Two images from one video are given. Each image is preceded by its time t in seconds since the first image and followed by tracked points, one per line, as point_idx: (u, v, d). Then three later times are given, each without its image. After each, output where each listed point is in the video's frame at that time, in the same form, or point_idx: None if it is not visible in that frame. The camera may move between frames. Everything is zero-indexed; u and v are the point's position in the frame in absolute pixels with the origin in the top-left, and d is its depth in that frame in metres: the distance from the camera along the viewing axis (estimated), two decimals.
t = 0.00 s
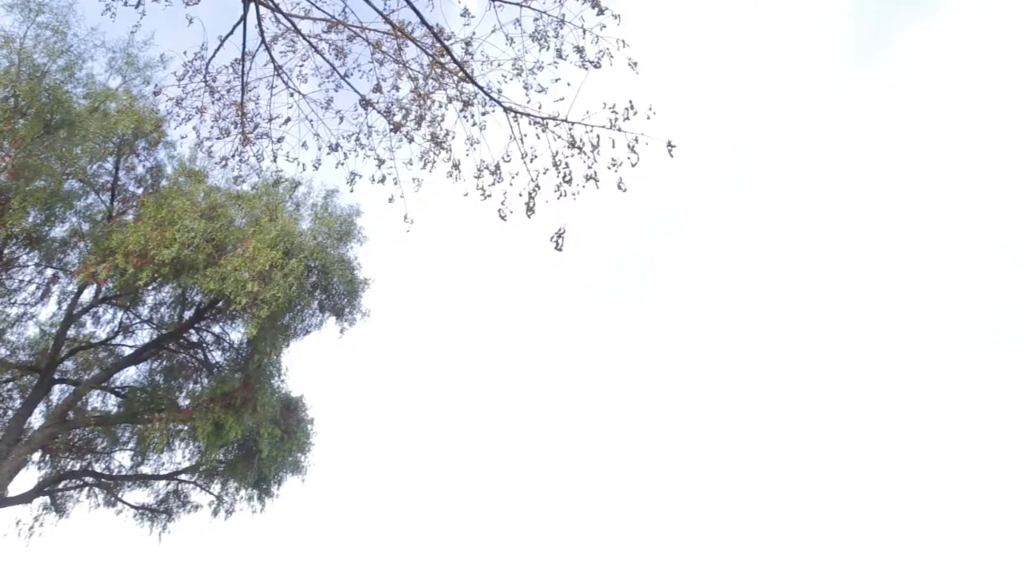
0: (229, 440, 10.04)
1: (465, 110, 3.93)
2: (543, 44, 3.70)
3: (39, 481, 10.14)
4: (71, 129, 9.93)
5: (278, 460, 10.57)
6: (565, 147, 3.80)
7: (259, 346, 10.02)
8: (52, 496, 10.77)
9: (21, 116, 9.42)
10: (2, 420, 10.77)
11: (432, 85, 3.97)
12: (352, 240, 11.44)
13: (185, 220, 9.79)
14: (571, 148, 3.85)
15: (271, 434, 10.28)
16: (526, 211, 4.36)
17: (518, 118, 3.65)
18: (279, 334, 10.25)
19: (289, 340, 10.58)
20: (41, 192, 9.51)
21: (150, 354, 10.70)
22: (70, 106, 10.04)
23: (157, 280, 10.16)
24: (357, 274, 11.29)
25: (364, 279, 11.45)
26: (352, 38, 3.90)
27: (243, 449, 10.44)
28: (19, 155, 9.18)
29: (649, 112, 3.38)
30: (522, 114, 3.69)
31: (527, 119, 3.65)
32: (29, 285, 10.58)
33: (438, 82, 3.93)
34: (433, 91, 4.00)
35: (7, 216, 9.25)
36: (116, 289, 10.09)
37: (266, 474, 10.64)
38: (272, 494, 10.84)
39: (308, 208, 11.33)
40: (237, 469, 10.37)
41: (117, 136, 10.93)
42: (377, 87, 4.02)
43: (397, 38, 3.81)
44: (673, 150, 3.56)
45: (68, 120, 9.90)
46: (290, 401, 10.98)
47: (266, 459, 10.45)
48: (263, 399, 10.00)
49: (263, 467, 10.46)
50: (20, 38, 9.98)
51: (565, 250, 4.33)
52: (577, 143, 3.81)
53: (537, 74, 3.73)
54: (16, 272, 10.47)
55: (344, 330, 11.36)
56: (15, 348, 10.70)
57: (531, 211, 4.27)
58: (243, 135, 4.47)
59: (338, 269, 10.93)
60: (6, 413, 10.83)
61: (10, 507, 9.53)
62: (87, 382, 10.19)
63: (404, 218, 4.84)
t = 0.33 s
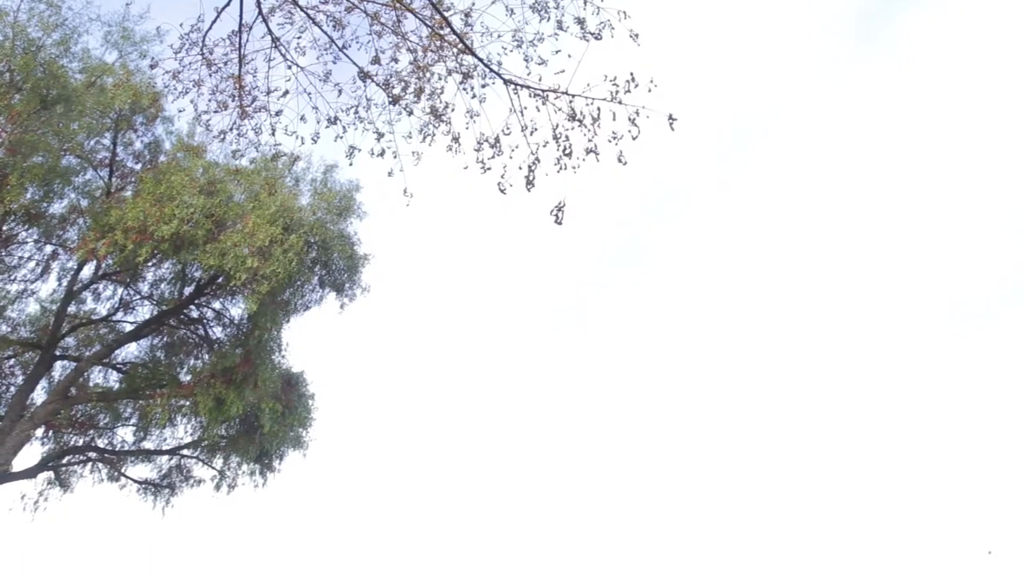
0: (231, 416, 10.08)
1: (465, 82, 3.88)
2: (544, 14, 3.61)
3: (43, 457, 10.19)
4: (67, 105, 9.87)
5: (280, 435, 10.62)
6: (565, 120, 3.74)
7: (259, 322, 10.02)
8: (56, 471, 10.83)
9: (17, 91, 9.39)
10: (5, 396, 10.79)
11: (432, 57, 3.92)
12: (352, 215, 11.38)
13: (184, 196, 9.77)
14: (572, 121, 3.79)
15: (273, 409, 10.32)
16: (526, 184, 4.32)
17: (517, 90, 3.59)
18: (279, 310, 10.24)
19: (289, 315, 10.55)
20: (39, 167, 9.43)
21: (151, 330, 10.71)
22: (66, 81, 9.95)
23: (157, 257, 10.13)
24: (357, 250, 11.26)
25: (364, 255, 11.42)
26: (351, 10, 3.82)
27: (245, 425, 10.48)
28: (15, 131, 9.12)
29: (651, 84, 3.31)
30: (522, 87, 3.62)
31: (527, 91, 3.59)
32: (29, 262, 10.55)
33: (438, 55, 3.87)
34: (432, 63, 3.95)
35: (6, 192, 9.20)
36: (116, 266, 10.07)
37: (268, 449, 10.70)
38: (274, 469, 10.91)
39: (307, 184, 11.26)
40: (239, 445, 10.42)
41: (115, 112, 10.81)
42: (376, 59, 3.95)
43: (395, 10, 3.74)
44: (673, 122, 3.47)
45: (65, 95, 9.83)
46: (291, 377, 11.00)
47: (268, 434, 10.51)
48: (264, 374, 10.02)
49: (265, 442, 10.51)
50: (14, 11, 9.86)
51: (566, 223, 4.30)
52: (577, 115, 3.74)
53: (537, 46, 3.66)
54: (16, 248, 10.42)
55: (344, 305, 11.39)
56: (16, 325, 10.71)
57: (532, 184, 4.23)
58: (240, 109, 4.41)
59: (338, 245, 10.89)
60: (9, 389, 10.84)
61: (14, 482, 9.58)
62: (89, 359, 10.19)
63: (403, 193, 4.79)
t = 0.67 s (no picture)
0: (232, 388, 10.10)
1: (465, 50, 3.84)
2: None
3: (46, 429, 10.23)
4: (64, 77, 9.73)
5: (282, 407, 10.67)
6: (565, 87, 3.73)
7: (260, 294, 10.02)
8: (60, 444, 10.89)
9: (11, 62, 9.25)
10: (7, 370, 10.80)
11: (431, 25, 3.86)
12: (352, 186, 11.31)
13: (182, 168, 9.71)
14: (573, 89, 3.80)
15: (274, 381, 10.35)
16: (526, 154, 4.32)
17: (518, 58, 3.59)
18: (280, 282, 10.23)
19: (289, 288, 10.53)
20: (36, 141, 9.43)
21: (151, 303, 10.71)
22: (62, 52, 9.78)
23: (156, 230, 10.08)
24: (357, 222, 11.21)
25: (364, 227, 11.38)
26: None
27: (247, 397, 10.51)
28: (12, 103, 9.12)
29: (652, 53, 3.31)
30: (523, 54, 3.61)
31: (527, 59, 3.58)
32: (29, 236, 10.50)
33: (437, 23, 3.82)
34: (431, 31, 3.89)
35: (2, 165, 9.19)
36: (116, 239, 10.02)
37: (270, 421, 10.76)
38: (276, 440, 10.98)
39: (306, 155, 11.17)
40: (241, 417, 10.46)
41: (111, 83, 10.69)
42: (374, 27, 3.90)
43: None
44: (674, 90, 3.46)
45: (60, 67, 9.68)
46: (292, 349, 11.01)
47: (270, 406, 10.56)
48: (264, 346, 10.05)
49: (267, 414, 10.56)
50: None
51: (567, 191, 4.35)
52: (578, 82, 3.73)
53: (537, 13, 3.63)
54: (14, 222, 10.35)
55: (345, 278, 11.36)
56: (17, 298, 10.72)
57: (532, 153, 4.23)
58: (238, 79, 4.36)
59: (338, 217, 10.85)
60: (11, 363, 10.84)
61: (19, 454, 9.64)
62: (90, 332, 10.20)
63: (404, 159, 5.45)
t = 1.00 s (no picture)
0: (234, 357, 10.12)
1: (465, 14, 3.76)
2: None
3: (49, 399, 10.26)
4: (58, 44, 9.52)
5: (283, 375, 10.72)
6: (567, 52, 3.66)
7: (260, 264, 10.00)
8: (64, 413, 10.94)
9: (3, 30, 8.90)
10: (9, 339, 10.84)
11: None
12: (351, 155, 11.22)
13: (180, 136, 9.64)
14: (572, 54, 3.73)
15: (275, 349, 10.38)
16: (527, 119, 4.28)
17: (517, 22, 3.49)
18: (280, 251, 10.20)
19: (289, 257, 10.52)
20: (31, 110, 9.45)
21: (152, 273, 10.70)
22: (55, 19, 9.53)
23: (155, 199, 10.02)
24: (357, 190, 11.16)
25: (364, 195, 11.33)
26: None
27: (248, 365, 10.54)
28: (6, 73, 8.88)
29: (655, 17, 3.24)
30: (522, 17, 3.52)
31: (528, 22, 3.51)
32: (27, 206, 10.46)
33: None
34: None
35: None
36: (115, 208, 9.96)
37: (272, 389, 10.80)
38: (278, 409, 11.05)
39: (305, 124, 11.07)
40: (243, 385, 10.51)
41: (106, 51, 10.55)
42: None
43: None
44: (678, 55, 3.39)
45: (55, 34, 9.45)
46: (293, 318, 11.02)
47: (271, 374, 10.60)
48: (265, 315, 10.07)
49: (269, 382, 10.61)
50: None
51: (565, 157, 4.24)
52: (579, 47, 3.66)
53: None
54: (12, 192, 10.28)
55: (344, 247, 11.34)
56: (17, 269, 10.72)
57: (532, 118, 4.19)
58: (235, 44, 4.30)
59: (338, 185, 10.80)
60: (14, 333, 10.88)
61: (23, 423, 9.70)
62: (91, 302, 10.21)
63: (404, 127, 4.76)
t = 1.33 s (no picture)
0: (234, 315, 10.14)
1: None
2: None
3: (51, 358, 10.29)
4: None
5: (284, 333, 10.76)
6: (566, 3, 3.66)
7: (259, 222, 9.97)
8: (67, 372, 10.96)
9: None
10: (8, 300, 10.72)
11: None
12: (350, 112, 11.08)
13: (175, 94, 9.50)
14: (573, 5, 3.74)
15: (275, 308, 10.40)
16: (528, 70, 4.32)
17: None
18: (279, 210, 10.16)
19: (288, 215, 10.47)
20: (23, 67, 9.23)
21: (151, 233, 10.67)
22: None
23: (152, 158, 9.91)
24: (356, 148, 11.07)
25: (362, 153, 11.25)
26: None
27: (249, 324, 10.55)
28: None
29: None
30: None
31: None
32: (22, 164, 10.37)
33: None
34: None
35: None
36: (111, 167, 9.85)
37: (272, 348, 10.86)
38: (279, 366, 11.13)
39: (302, 80, 10.91)
40: (244, 343, 10.54)
41: (98, 6, 10.34)
42: None
43: None
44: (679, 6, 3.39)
45: None
46: (293, 276, 11.02)
47: (272, 333, 10.64)
48: (265, 274, 10.07)
49: (269, 340, 10.66)
50: None
51: (567, 111, 4.29)
52: None
53: None
54: (6, 150, 10.20)
55: (344, 205, 11.32)
56: (15, 229, 10.68)
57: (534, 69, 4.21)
58: None
59: (336, 142, 10.70)
60: (13, 294, 10.78)
61: (27, 381, 9.77)
62: (90, 261, 10.19)
63: (404, 80, 4.58)
